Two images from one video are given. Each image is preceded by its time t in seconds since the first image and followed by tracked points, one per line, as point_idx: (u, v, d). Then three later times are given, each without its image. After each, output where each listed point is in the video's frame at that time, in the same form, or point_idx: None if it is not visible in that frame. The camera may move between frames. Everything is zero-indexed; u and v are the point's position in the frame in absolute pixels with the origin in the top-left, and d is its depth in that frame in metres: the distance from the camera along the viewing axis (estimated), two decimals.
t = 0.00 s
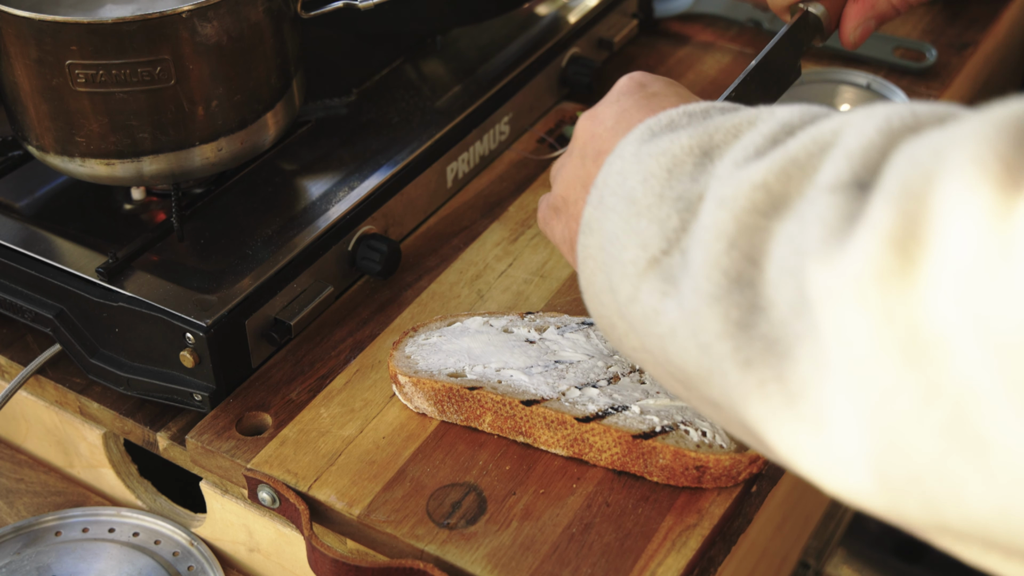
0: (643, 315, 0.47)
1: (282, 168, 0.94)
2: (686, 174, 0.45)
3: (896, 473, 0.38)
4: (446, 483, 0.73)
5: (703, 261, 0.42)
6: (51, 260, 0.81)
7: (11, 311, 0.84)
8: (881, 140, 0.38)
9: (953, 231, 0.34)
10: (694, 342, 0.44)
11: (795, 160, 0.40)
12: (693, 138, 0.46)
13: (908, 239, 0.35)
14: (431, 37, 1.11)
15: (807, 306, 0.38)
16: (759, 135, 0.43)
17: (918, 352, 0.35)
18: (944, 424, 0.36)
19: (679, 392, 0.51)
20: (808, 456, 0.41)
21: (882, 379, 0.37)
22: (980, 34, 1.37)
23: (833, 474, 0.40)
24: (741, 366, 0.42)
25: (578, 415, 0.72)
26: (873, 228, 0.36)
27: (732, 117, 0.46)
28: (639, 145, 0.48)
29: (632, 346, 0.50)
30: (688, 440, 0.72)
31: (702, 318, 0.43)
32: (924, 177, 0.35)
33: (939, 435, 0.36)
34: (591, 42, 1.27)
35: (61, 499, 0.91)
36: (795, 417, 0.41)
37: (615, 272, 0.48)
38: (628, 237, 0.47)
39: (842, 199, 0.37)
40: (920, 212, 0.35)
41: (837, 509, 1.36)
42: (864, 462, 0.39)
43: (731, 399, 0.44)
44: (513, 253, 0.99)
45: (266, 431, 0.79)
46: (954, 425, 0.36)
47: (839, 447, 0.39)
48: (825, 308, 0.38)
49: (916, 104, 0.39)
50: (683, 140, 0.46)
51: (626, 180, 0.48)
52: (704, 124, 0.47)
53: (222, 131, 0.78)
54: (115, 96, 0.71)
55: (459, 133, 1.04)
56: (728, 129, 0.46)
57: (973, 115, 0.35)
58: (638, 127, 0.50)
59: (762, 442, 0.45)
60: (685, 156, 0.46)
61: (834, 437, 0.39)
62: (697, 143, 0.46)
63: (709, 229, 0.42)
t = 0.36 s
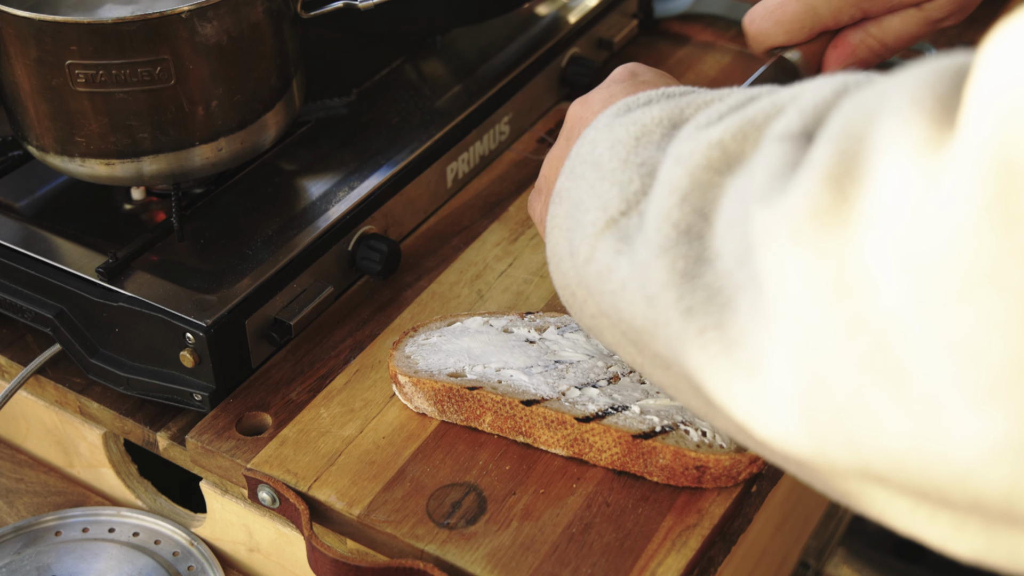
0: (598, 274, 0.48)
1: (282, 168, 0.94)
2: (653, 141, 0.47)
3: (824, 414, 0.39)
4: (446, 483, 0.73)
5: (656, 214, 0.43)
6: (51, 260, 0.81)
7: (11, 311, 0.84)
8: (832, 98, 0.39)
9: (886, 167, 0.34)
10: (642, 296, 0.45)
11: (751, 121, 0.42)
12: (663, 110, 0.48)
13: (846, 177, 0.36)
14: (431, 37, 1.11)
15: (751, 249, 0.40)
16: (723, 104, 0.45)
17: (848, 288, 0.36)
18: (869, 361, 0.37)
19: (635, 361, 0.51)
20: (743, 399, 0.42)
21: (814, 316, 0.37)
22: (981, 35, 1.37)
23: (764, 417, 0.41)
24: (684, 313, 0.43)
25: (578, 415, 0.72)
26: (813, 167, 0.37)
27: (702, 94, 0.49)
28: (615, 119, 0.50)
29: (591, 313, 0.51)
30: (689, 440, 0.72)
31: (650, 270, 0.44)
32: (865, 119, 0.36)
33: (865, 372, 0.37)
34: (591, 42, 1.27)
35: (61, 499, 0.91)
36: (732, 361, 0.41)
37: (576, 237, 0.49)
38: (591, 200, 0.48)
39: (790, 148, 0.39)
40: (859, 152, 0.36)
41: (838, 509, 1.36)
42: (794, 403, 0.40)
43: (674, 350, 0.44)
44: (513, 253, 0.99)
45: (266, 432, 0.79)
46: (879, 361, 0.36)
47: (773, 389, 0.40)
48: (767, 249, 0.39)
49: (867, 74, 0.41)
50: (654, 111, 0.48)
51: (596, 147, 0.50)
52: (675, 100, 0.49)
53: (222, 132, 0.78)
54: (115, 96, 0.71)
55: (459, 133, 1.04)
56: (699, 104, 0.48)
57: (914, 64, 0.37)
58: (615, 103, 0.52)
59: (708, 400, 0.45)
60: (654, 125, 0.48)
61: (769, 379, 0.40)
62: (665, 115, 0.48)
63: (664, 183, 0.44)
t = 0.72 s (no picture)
0: (573, 274, 0.49)
1: (282, 170, 0.94)
2: (629, 141, 0.48)
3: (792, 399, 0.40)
4: (445, 485, 0.73)
5: (628, 212, 0.44)
6: (51, 263, 0.81)
7: (10, 313, 0.84)
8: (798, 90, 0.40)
9: (848, 153, 0.35)
10: (615, 293, 0.46)
11: (722, 116, 0.43)
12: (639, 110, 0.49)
13: (808, 163, 0.37)
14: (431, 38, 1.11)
15: (719, 240, 0.41)
16: (696, 102, 0.46)
17: (812, 273, 0.37)
18: (834, 346, 0.37)
19: (614, 364, 0.51)
20: (712, 389, 0.42)
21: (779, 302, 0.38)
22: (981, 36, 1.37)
23: (734, 406, 0.42)
24: (654, 309, 0.43)
25: (578, 417, 0.72)
26: (778, 155, 0.38)
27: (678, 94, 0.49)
28: (589, 121, 0.51)
29: (569, 316, 0.51)
30: (688, 441, 0.72)
31: (622, 267, 0.45)
32: (828, 107, 0.37)
33: (830, 356, 0.38)
34: (591, 43, 1.27)
35: (61, 501, 0.91)
36: (702, 352, 0.42)
37: (553, 239, 0.50)
38: (567, 202, 0.49)
39: (755, 139, 0.40)
40: (822, 138, 0.37)
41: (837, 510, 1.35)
42: (763, 390, 0.40)
43: (645, 346, 0.45)
44: (513, 254, 0.99)
45: (266, 433, 0.79)
46: (841, 344, 0.37)
47: (742, 377, 0.41)
48: (733, 237, 0.40)
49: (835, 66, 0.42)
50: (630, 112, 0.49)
51: (574, 149, 0.51)
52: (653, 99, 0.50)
53: (221, 134, 0.78)
54: (115, 99, 0.71)
55: (459, 134, 1.04)
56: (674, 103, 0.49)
57: (875, 53, 0.37)
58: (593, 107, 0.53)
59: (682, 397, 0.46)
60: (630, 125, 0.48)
61: (737, 368, 0.41)
62: (639, 116, 0.49)
63: (637, 181, 0.44)
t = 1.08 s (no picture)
0: (570, 232, 0.49)
1: (282, 169, 0.94)
2: (639, 110, 0.48)
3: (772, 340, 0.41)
4: (446, 484, 0.73)
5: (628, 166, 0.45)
6: (51, 262, 0.81)
7: (11, 313, 0.84)
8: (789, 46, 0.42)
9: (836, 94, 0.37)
10: (609, 245, 0.46)
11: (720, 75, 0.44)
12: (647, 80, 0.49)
13: (798, 107, 0.38)
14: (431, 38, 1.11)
15: (711, 185, 0.42)
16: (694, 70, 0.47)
17: (795, 212, 0.39)
18: (817, 279, 0.39)
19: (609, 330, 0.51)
20: (695, 334, 0.44)
21: (764, 241, 0.40)
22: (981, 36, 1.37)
23: (714, 350, 0.43)
24: (644, 256, 0.44)
25: (578, 417, 0.72)
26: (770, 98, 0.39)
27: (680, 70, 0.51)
28: (604, 93, 0.51)
29: (569, 280, 0.51)
30: (688, 441, 0.72)
31: (618, 219, 0.45)
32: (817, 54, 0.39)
33: (810, 293, 0.39)
34: (591, 43, 1.27)
35: (61, 501, 0.91)
36: (688, 299, 0.43)
37: (557, 201, 0.50)
38: (571, 164, 0.49)
39: (749, 93, 0.41)
40: (810, 83, 0.38)
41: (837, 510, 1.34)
42: (743, 331, 0.42)
43: (633, 295, 0.46)
44: (513, 254, 0.99)
45: (266, 433, 0.79)
46: (824, 277, 0.39)
47: (729, 317, 0.42)
48: (726, 180, 0.41)
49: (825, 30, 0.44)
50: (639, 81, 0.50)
51: (584, 116, 0.51)
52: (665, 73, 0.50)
53: (222, 134, 0.78)
54: (115, 98, 0.71)
55: (459, 134, 1.04)
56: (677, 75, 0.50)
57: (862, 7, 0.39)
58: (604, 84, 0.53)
59: (676, 353, 0.46)
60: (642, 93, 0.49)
61: (722, 313, 0.42)
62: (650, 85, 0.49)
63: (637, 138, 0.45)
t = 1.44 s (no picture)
0: (631, 183, 0.51)
1: (282, 168, 0.94)
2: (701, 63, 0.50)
3: (805, 296, 0.44)
4: (446, 482, 0.73)
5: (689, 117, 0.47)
6: (51, 260, 0.81)
7: (10, 311, 0.84)
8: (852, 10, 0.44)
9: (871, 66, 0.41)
10: (663, 196, 0.48)
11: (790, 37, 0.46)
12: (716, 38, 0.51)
13: (845, 74, 0.42)
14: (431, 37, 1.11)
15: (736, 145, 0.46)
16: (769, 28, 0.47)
17: (845, 180, 0.42)
18: (847, 237, 0.42)
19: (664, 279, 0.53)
20: (739, 285, 0.46)
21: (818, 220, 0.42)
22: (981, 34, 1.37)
23: (757, 300, 0.46)
24: (698, 211, 0.46)
25: (578, 414, 0.72)
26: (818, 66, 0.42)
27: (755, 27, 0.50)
28: (670, 45, 0.52)
29: (631, 228, 0.53)
30: (689, 439, 0.71)
31: (673, 170, 0.47)
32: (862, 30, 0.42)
33: (855, 262, 0.42)
34: (591, 41, 1.27)
35: (61, 499, 0.91)
36: (734, 256, 0.46)
37: (618, 150, 0.52)
38: (638, 114, 0.51)
39: (804, 52, 0.44)
40: (858, 50, 0.42)
41: (837, 509, 1.33)
42: (784, 288, 0.44)
43: (681, 248, 0.48)
44: (513, 252, 0.99)
45: (266, 431, 0.79)
46: (856, 239, 0.42)
47: (773, 272, 0.45)
48: (760, 134, 0.45)
49: None
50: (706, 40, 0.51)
51: (652, 70, 0.51)
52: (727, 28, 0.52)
53: (222, 132, 0.78)
54: (115, 96, 0.71)
55: (459, 132, 1.04)
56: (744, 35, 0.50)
57: None
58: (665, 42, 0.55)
59: (726, 304, 0.48)
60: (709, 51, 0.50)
61: (771, 270, 0.45)
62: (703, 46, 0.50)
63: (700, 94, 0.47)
